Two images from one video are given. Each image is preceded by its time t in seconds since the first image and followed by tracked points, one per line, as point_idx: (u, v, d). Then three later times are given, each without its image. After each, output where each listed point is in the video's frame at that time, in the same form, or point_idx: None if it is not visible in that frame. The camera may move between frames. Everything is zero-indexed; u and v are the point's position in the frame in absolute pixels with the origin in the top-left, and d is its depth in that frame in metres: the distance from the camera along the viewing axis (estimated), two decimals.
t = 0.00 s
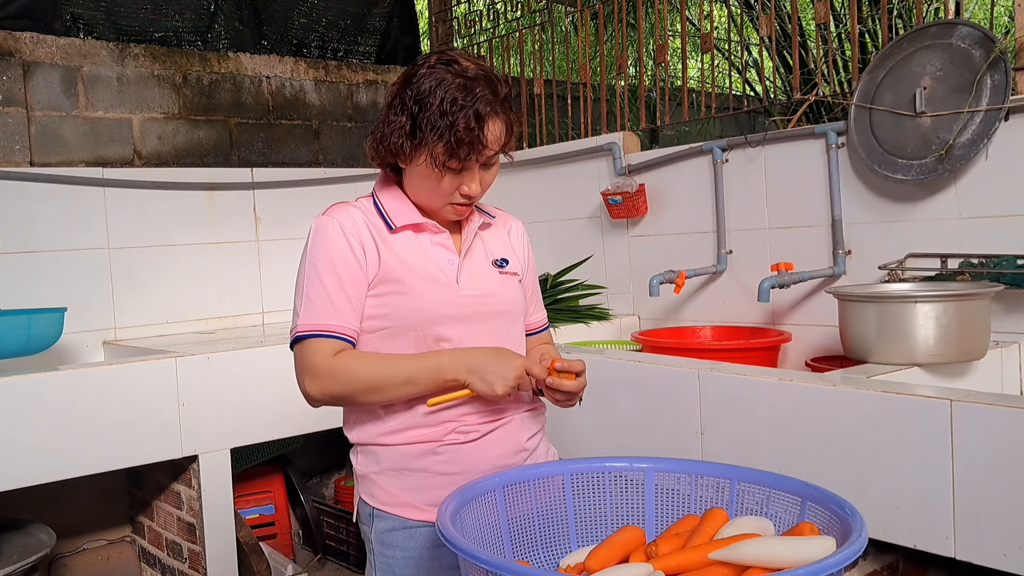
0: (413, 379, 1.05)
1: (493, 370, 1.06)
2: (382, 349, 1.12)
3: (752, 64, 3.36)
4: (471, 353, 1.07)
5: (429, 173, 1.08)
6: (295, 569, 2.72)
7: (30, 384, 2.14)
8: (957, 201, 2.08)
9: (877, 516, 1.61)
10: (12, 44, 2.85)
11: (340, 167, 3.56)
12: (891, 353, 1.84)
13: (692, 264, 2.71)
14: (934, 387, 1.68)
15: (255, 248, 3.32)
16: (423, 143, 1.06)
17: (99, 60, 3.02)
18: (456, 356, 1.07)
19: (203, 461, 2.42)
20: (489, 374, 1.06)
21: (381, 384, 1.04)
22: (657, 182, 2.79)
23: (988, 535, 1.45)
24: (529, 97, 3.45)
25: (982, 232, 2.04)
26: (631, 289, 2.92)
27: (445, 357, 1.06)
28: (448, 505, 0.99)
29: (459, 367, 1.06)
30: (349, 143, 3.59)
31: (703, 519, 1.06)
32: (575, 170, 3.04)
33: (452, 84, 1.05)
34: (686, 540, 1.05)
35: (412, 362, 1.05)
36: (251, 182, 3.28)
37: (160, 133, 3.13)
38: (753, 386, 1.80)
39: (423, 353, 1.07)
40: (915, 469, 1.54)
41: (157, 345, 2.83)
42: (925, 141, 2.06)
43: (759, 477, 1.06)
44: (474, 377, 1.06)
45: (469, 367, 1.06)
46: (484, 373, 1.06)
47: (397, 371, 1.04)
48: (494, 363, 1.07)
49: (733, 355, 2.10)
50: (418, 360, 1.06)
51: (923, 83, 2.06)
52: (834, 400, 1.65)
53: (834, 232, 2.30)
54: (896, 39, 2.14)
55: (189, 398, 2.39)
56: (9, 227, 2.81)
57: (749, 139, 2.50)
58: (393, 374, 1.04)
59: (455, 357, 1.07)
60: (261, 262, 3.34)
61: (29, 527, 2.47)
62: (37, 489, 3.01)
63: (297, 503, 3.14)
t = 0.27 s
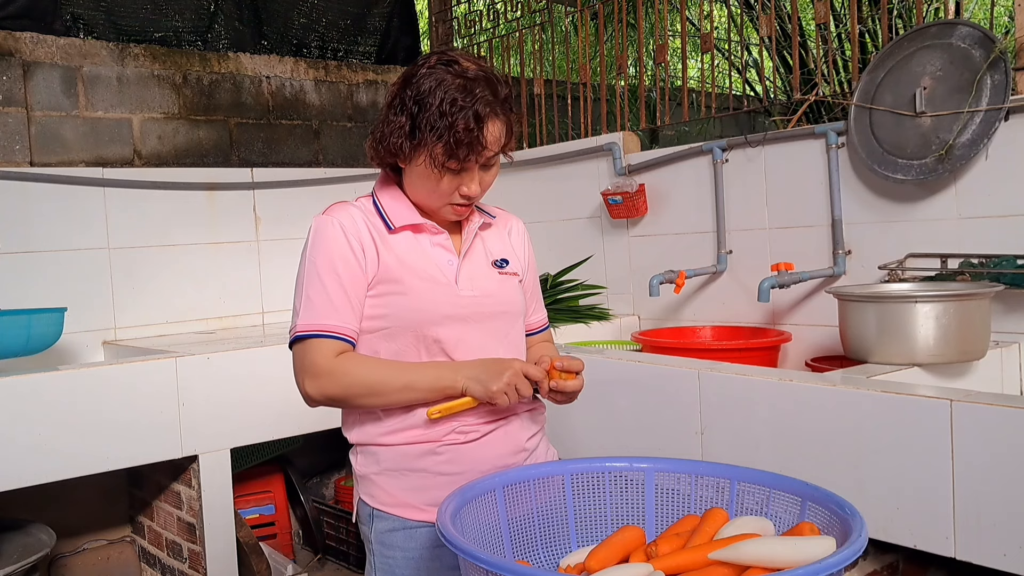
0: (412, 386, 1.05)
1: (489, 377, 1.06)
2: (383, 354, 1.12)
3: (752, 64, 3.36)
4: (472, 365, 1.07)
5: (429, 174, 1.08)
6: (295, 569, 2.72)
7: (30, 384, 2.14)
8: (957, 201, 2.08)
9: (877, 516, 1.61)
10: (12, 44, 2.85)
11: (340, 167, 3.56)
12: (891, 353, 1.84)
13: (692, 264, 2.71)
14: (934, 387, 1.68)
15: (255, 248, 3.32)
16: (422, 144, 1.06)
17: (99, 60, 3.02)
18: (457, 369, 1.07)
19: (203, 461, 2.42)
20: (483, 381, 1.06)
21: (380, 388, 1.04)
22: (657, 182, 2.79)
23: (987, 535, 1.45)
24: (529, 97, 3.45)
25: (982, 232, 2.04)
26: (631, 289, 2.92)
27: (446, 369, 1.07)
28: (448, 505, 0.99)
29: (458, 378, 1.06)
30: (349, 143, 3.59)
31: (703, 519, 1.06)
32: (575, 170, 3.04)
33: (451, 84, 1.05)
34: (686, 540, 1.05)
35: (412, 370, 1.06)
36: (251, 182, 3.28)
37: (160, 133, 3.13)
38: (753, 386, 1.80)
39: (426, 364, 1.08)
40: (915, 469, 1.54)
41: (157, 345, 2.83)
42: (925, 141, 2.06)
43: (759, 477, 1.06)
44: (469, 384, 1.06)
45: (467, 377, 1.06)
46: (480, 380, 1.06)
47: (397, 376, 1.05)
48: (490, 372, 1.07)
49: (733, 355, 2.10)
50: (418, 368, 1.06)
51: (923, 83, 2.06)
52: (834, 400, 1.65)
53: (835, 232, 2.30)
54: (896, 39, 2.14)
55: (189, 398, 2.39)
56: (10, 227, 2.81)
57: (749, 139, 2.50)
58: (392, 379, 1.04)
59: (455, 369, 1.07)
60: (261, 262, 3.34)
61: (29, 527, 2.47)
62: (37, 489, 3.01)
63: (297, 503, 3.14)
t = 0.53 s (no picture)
0: (402, 378, 1.04)
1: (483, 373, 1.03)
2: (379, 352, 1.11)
3: (752, 64, 3.36)
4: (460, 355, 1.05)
5: (430, 173, 1.08)
6: (295, 569, 2.72)
7: (30, 384, 2.14)
8: (957, 201, 2.08)
9: (877, 516, 1.61)
10: (12, 44, 2.85)
11: (340, 167, 3.56)
12: (891, 353, 1.84)
13: (692, 264, 2.71)
14: (934, 387, 1.68)
15: (255, 248, 3.32)
16: (423, 143, 1.06)
17: (99, 60, 3.02)
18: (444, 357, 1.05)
19: (203, 461, 2.42)
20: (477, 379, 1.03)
21: (371, 383, 1.04)
22: (657, 182, 2.79)
23: (988, 535, 1.45)
24: (529, 97, 3.45)
25: (982, 232, 2.04)
26: (631, 289, 2.92)
27: (433, 359, 1.04)
28: (448, 505, 0.99)
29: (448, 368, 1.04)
30: (349, 143, 3.59)
31: (703, 519, 1.06)
32: (575, 170, 3.04)
33: (453, 83, 1.05)
34: (686, 540, 1.05)
35: (401, 360, 1.04)
36: (251, 182, 3.28)
37: (160, 133, 3.13)
38: (753, 385, 1.80)
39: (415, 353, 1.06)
40: (916, 469, 1.54)
41: (157, 345, 2.83)
42: (925, 141, 2.06)
43: (759, 477, 1.06)
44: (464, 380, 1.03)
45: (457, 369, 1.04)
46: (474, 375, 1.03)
47: (386, 368, 1.04)
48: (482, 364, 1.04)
49: (733, 355, 2.10)
50: (406, 359, 1.04)
51: (923, 83, 2.06)
52: (835, 400, 1.65)
53: (835, 232, 2.30)
54: (896, 39, 2.14)
55: (189, 398, 2.39)
56: (10, 227, 2.81)
57: (749, 139, 2.50)
58: (381, 372, 1.04)
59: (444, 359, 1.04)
60: (261, 262, 3.34)
61: (29, 527, 2.47)
62: (37, 489, 3.01)
63: (297, 503, 3.14)
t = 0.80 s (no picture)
0: (404, 372, 1.05)
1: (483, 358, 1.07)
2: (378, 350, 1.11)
3: (752, 64, 3.36)
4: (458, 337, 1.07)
5: (432, 173, 1.08)
6: (295, 569, 2.72)
7: (30, 384, 2.14)
8: (957, 201, 2.08)
9: (878, 516, 1.61)
10: (11, 44, 2.85)
11: (340, 167, 3.55)
12: (891, 353, 1.84)
13: (692, 264, 2.71)
14: (933, 387, 1.68)
15: (255, 248, 3.32)
16: (425, 142, 1.06)
17: (99, 60, 3.02)
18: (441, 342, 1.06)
19: (203, 460, 2.42)
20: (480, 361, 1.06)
21: (375, 381, 1.04)
22: (657, 182, 2.79)
23: (988, 535, 1.45)
24: (529, 97, 3.45)
25: (982, 232, 2.04)
26: (631, 289, 2.92)
27: (432, 344, 1.06)
28: (448, 505, 0.99)
29: (445, 352, 1.05)
30: (349, 143, 3.59)
31: (703, 519, 1.06)
32: (575, 170, 3.04)
33: (454, 83, 1.05)
34: (686, 541, 1.05)
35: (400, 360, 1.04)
36: (251, 182, 3.28)
37: (160, 133, 3.13)
38: (753, 385, 1.80)
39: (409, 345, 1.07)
40: (916, 469, 1.54)
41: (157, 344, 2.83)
42: (925, 141, 2.06)
43: (759, 477, 1.06)
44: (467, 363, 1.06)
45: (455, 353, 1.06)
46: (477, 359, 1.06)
47: (388, 363, 1.04)
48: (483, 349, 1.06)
49: (733, 355, 2.10)
50: (406, 351, 1.05)
51: (923, 83, 2.06)
52: (835, 400, 1.65)
53: (834, 232, 2.30)
54: (896, 39, 2.14)
55: (189, 398, 2.39)
56: (9, 227, 2.81)
57: (749, 139, 2.50)
58: (383, 367, 1.04)
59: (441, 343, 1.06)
60: (261, 262, 3.34)
61: (29, 527, 2.47)
62: (37, 489, 3.01)
63: (297, 503, 3.14)
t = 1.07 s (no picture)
0: (404, 376, 1.05)
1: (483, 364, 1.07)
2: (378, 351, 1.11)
3: (752, 64, 3.36)
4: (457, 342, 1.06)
5: (432, 173, 1.08)
6: (295, 569, 2.72)
7: (31, 384, 2.14)
8: (957, 201, 2.08)
9: (877, 516, 1.61)
10: (12, 44, 2.85)
11: (340, 167, 3.55)
12: (891, 353, 1.84)
13: (692, 264, 2.71)
14: (933, 387, 1.68)
15: (255, 248, 3.32)
16: (425, 143, 1.06)
17: (99, 60, 3.02)
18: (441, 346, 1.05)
19: (203, 461, 2.42)
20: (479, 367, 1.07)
21: (374, 382, 1.04)
22: (657, 182, 2.79)
23: (988, 535, 1.45)
24: (529, 97, 3.45)
25: (982, 232, 2.04)
26: (631, 288, 2.92)
27: (433, 348, 1.05)
28: (448, 505, 0.99)
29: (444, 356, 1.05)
30: (349, 143, 3.59)
31: (703, 519, 1.06)
32: (575, 170, 3.04)
33: (454, 83, 1.05)
34: (686, 541, 1.05)
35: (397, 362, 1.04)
36: (251, 182, 3.28)
37: (160, 133, 3.13)
38: (753, 386, 1.80)
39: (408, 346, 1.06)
40: (916, 469, 1.54)
41: (157, 344, 2.83)
42: (925, 141, 2.06)
43: (759, 477, 1.06)
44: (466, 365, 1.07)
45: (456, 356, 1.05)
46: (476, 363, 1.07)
47: (387, 365, 1.04)
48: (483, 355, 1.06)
49: (733, 355, 2.10)
50: (406, 354, 1.05)
51: (923, 83, 2.06)
52: (835, 400, 1.65)
53: (834, 232, 2.30)
54: (896, 39, 2.14)
55: (189, 398, 2.39)
56: (10, 227, 2.81)
57: (749, 139, 2.50)
58: (382, 368, 1.04)
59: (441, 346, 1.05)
60: (261, 262, 3.33)
61: (29, 527, 2.47)
62: (37, 489, 3.00)
63: (297, 503, 3.14)
